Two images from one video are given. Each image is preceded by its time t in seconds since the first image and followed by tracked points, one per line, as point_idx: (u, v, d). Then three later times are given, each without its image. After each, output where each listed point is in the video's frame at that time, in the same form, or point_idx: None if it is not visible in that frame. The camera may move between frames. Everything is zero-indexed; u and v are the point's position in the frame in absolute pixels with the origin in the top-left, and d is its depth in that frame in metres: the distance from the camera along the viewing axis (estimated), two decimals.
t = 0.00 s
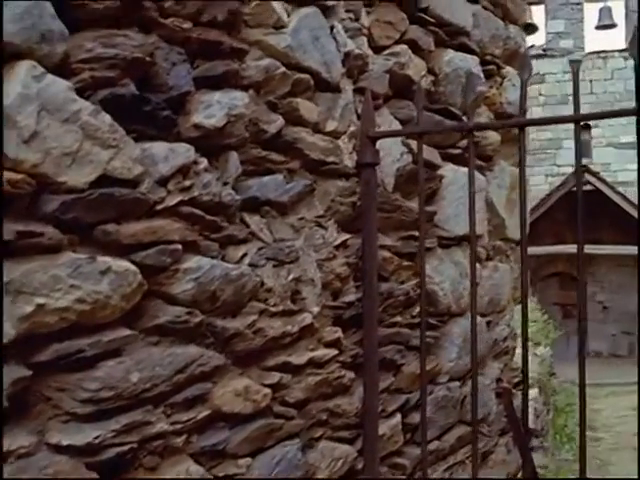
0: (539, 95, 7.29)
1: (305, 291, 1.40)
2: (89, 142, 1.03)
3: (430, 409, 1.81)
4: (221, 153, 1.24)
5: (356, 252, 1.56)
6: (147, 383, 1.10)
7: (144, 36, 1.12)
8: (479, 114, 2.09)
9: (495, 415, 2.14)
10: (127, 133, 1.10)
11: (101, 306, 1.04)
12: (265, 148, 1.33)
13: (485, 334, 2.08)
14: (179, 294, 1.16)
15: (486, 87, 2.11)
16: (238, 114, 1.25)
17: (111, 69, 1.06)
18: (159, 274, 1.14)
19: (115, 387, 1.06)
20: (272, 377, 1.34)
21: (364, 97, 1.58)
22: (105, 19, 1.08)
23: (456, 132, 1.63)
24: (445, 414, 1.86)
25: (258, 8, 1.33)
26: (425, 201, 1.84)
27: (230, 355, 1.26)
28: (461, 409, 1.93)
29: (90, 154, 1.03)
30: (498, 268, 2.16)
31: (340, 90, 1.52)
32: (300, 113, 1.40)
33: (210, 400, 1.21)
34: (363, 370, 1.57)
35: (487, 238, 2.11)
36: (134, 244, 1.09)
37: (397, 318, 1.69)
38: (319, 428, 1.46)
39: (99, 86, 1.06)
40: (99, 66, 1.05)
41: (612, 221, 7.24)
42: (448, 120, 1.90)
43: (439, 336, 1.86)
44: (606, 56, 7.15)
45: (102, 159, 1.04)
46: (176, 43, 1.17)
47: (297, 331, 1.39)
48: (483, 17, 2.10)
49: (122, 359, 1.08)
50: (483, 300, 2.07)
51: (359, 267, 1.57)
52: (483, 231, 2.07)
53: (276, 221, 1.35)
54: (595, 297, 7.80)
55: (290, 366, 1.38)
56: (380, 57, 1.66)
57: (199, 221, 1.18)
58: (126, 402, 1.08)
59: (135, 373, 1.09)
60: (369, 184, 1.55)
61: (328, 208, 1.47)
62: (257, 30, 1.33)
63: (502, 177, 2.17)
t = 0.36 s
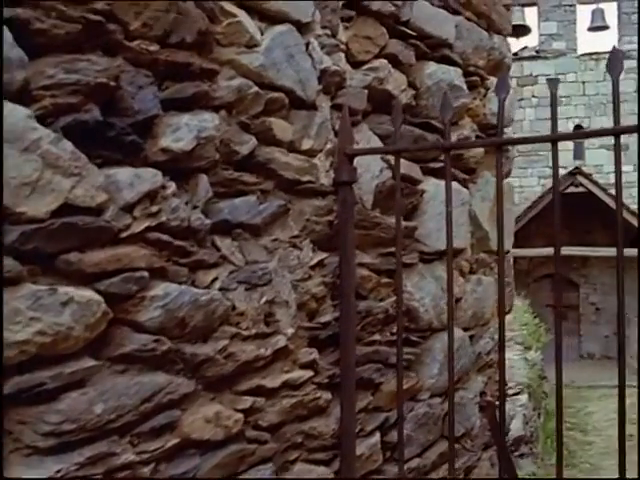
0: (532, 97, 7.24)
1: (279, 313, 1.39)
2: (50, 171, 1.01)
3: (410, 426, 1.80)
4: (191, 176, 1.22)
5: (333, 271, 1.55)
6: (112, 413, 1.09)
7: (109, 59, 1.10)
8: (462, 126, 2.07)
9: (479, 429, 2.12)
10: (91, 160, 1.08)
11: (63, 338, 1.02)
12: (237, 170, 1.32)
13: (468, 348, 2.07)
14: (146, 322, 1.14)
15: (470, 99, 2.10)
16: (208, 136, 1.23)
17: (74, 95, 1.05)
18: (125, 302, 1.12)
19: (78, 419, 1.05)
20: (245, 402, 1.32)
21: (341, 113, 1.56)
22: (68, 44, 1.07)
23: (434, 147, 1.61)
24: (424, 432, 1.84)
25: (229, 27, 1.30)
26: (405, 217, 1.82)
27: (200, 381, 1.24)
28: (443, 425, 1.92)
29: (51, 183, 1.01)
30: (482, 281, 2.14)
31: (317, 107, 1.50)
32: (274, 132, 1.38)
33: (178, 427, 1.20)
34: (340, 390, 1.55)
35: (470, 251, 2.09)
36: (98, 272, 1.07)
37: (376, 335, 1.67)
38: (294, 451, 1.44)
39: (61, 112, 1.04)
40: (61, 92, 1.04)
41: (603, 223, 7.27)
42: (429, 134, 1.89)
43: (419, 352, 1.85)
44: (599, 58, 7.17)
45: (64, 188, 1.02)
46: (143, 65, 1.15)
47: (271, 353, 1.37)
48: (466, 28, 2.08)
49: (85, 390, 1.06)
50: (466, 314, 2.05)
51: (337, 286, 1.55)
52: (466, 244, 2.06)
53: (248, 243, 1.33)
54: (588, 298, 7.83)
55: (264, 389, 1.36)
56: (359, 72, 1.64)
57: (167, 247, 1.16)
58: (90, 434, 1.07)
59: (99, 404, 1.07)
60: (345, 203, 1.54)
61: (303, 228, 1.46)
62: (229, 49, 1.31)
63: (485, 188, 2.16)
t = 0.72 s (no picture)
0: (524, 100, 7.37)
1: (251, 337, 1.37)
2: (8, 202, 1.01)
3: (390, 446, 1.77)
4: (159, 201, 1.20)
5: (309, 291, 1.53)
6: (75, 447, 1.08)
7: (71, 84, 1.08)
8: (444, 139, 2.06)
9: (463, 444, 2.11)
10: (53, 188, 1.07)
11: (22, 372, 1.02)
12: (208, 192, 1.29)
13: (451, 363, 2.05)
14: (111, 352, 1.12)
15: (453, 112, 2.08)
16: (177, 160, 1.21)
17: (33, 123, 1.05)
18: (89, 332, 1.10)
19: (38, 453, 1.04)
20: (216, 428, 1.30)
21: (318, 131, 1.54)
22: (28, 72, 1.05)
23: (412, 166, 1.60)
24: (405, 450, 1.82)
25: (200, 47, 1.28)
26: (386, 233, 1.80)
27: (169, 409, 1.22)
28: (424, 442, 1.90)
29: (9, 214, 1.01)
30: (465, 295, 2.12)
31: (292, 125, 1.48)
32: (246, 153, 1.35)
33: (146, 457, 1.18)
34: (317, 412, 1.53)
35: (453, 266, 2.07)
36: (60, 304, 1.06)
37: (355, 355, 1.65)
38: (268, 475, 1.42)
39: (19, 141, 1.05)
40: (20, 121, 1.05)
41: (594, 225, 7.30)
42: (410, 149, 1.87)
43: (400, 370, 1.83)
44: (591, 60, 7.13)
45: (23, 219, 1.02)
46: (107, 89, 1.13)
47: (244, 378, 1.35)
48: (449, 40, 2.06)
49: (47, 423, 1.05)
50: (449, 329, 2.04)
51: (313, 306, 1.53)
52: (449, 258, 2.04)
53: (220, 267, 1.31)
54: (580, 300, 7.85)
55: (236, 415, 1.34)
56: (337, 88, 1.62)
57: (132, 274, 1.14)
58: (51, 468, 1.06)
59: (61, 437, 1.06)
60: (321, 222, 1.51)
61: (278, 249, 1.43)
62: (199, 70, 1.28)
63: (468, 201, 2.13)
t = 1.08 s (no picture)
0: (518, 101, 7.32)
1: (224, 362, 1.34)
2: None
3: (370, 467, 1.75)
4: (125, 227, 1.18)
5: (285, 313, 1.49)
6: None
7: (31, 111, 1.08)
8: (428, 153, 2.03)
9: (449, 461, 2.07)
10: (12, 218, 1.07)
11: None
12: (178, 217, 1.27)
13: (434, 379, 2.02)
14: (75, 384, 1.10)
15: (437, 125, 2.06)
16: (144, 185, 1.18)
17: None
18: (51, 364, 1.08)
19: None
20: (187, 456, 1.28)
21: (294, 149, 1.52)
22: None
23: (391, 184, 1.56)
24: (385, 470, 1.79)
25: (169, 68, 1.25)
26: (366, 250, 1.77)
27: (137, 439, 1.20)
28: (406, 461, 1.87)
29: None
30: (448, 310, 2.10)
31: (267, 145, 1.45)
32: (218, 176, 1.33)
33: None
34: (292, 435, 1.49)
35: (436, 280, 2.05)
36: (20, 336, 1.05)
37: (333, 375, 1.63)
38: None
39: None
40: None
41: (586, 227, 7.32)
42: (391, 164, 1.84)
43: (381, 388, 1.80)
44: (584, 62, 7.24)
45: None
46: (70, 115, 1.12)
47: (216, 404, 1.33)
48: (432, 53, 2.03)
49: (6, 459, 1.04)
50: (432, 345, 2.02)
51: (288, 328, 1.50)
52: (432, 274, 2.01)
53: (190, 292, 1.28)
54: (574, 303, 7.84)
55: (208, 442, 1.32)
56: (314, 105, 1.59)
57: (96, 304, 1.13)
58: None
59: (22, 473, 1.05)
60: (297, 243, 1.48)
61: (251, 272, 1.41)
62: (168, 91, 1.25)
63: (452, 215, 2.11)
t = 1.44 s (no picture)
0: (512, 103, 7.38)
1: (195, 389, 1.32)
2: None
3: None
4: (89, 255, 1.15)
5: (260, 335, 1.47)
6: None
7: None
8: (411, 166, 2.00)
9: None
10: None
11: None
12: (146, 242, 1.24)
13: (417, 396, 1.99)
14: (35, 419, 1.08)
15: (420, 138, 2.03)
16: (108, 211, 1.16)
17: None
18: (11, 398, 1.06)
19: None
20: None
21: (269, 169, 1.49)
22: None
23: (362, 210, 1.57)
24: None
25: (137, 89, 1.22)
26: (345, 268, 1.74)
27: (102, 472, 1.16)
28: None
29: None
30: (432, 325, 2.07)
31: (240, 165, 1.42)
32: (188, 199, 1.30)
33: None
34: (267, 460, 1.47)
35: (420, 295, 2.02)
36: None
37: (310, 397, 1.60)
38: None
39: None
40: None
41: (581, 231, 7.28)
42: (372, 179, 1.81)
43: (362, 408, 1.77)
44: (578, 64, 7.24)
45: None
46: (30, 142, 1.10)
47: (186, 432, 1.30)
48: (415, 65, 2.00)
49: None
50: (414, 361, 1.99)
51: (263, 351, 1.47)
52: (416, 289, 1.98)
53: (159, 319, 1.26)
54: (568, 304, 7.83)
55: (178, 471, 1.29)
56: (291, 123, 1.56)
57: (58, 335, 1.10)
58: None
59: None
60: (273, 264, 1.45)
61: (224, 295, 1.38)
62: (135, 113, 1.22)
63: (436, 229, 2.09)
